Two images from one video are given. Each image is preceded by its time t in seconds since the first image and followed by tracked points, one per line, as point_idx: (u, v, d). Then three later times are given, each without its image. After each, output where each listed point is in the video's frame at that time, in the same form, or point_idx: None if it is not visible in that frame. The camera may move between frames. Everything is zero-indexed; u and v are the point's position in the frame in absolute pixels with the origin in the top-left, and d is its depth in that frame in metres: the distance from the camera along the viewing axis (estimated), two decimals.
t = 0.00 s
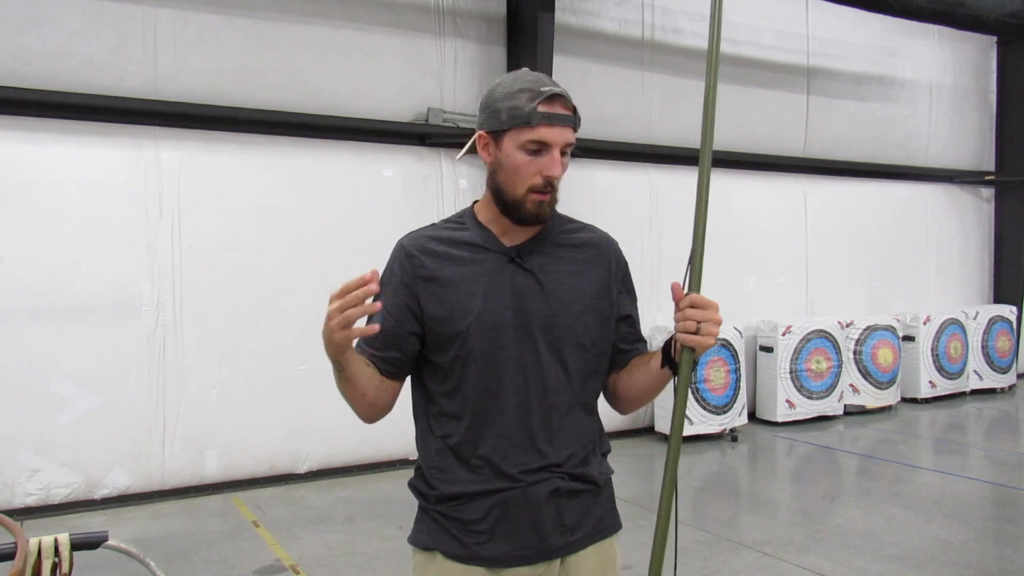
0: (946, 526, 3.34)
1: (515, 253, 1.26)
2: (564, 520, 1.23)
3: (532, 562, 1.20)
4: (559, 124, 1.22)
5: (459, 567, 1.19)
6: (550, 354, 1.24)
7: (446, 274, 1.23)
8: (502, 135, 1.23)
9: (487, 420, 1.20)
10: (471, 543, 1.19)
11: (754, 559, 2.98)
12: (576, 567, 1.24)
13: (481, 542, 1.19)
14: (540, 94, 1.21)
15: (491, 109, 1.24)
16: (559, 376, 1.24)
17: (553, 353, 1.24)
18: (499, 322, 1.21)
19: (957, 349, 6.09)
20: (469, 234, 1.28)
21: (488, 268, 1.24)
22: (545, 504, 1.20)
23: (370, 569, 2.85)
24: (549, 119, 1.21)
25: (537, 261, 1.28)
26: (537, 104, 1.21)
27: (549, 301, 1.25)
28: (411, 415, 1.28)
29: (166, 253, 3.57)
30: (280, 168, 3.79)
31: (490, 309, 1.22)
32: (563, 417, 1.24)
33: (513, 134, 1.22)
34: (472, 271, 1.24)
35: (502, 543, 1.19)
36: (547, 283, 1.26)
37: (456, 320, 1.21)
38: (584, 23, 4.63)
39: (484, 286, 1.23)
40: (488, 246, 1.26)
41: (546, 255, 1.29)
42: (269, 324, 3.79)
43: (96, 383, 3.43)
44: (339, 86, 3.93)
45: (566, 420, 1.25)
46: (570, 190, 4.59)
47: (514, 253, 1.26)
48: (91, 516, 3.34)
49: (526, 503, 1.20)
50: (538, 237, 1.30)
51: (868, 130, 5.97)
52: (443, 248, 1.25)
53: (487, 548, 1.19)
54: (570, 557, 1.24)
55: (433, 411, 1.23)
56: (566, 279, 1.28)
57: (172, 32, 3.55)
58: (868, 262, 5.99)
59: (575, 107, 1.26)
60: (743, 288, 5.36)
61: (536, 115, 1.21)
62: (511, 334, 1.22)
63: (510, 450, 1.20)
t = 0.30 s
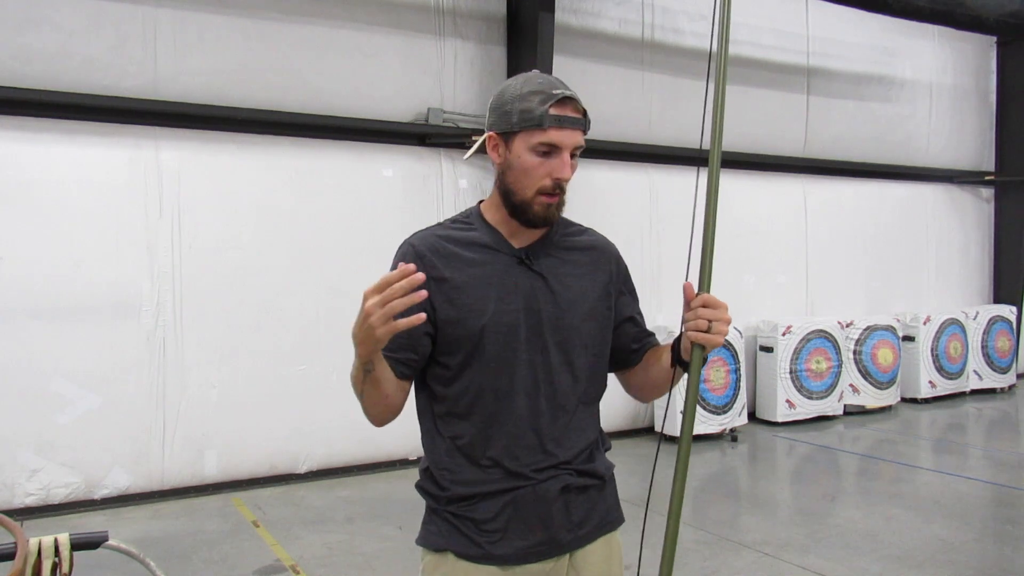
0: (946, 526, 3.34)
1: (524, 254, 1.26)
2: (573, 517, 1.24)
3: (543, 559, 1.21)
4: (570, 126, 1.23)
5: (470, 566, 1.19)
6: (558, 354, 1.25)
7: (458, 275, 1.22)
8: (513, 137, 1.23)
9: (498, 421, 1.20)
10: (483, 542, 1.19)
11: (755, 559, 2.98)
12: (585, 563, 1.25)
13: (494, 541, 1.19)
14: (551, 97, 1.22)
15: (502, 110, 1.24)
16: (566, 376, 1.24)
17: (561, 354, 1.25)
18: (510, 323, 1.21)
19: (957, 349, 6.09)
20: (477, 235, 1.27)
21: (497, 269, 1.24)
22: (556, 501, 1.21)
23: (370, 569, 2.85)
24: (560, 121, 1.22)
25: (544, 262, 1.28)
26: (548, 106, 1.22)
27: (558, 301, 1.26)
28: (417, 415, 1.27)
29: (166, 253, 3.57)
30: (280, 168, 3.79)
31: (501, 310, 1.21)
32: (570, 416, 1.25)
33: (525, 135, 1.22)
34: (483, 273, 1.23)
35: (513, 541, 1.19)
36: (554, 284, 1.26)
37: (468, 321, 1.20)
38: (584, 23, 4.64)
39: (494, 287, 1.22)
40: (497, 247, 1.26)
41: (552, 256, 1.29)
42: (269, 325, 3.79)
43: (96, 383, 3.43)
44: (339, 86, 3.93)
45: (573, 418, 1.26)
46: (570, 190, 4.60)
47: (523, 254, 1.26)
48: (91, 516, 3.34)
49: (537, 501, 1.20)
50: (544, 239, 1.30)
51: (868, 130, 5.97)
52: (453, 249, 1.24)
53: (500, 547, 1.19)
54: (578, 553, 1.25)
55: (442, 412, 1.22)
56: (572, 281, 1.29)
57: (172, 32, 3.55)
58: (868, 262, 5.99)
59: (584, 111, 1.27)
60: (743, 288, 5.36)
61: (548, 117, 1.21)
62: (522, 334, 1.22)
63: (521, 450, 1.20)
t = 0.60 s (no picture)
0: (946, 526, 3.34)
1: (525, 254, 1.26)
2: (573, 516, 1.24)
3: (543, 558, 1.21)
4: (566, 121, 1.23)
5: (472, 566, 1.19)
6: (559, 354, 1.25)
7: (460, 276, 1.22)
8: (510, 134, 1.24)
9: (500, 420, 1.20)
10: (484, 541, 1.19)
11: (754, 559, 2.98)
12: (586, 561, 1.25)
13: (495, 540, 1.19)
14: (546, 92, 1.22)
15: (499, 108, 1.25)
16: (567, 375, 1.24)
17: (563, 354, 1.25)
18: (511, 323, 1.21)
19: (957, 349, 6.10)
20: (479, 235, 1.27)
21: (499, 269, 1.24)
22: (556, 500, 1.21)
23: (370, 569, 2.85)
24: (556, 117, 1.22)
25: (545, 261, 1.28)
26: (543, 102, 1.22)
27: (559, 302, 1.26)
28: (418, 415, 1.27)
29: (165, 253, 3.57)
30: (280, 168, 3.79)
31: (503, 310, 1.21)
32: (572, 416, 1.25)
33: (521, 132, 1.23)
34: (485, 274, 1.23)
35: (515, 540, 1.19)
36: (555, 284, 1.26)
37: (470, 322, 1.20)
38: (584, 23, 4.64)
39: (496, 288, 1.22)
40: (499, 247, 1.26)
41: (553, 257, 1.29)
42: (269, 324, 3.79)
43: (96, 383, 3.43)
44: (339, 86, 3.93)
45: (575, 418, 1.26)
46: (570, 190, 4.60)
47: (525, 254, 1.26)
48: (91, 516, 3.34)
49: (539, 501, 1.20)
50: (546, 239, 1.30)
51: (868, 130, 5.97)
52: (455, 249, 1.24)
53: (501, 546, 1.19)
54: (579, 552, 1.25)
55: (443, 412, 1.22)
56: (573, 282, 1.29)
57: (172, 32, 3.55)
58: (867, 262, 5.99)
59: (580, 106, 1.27)
60: (743, 288, 5.36)
61: (542, 113, 1.22)
62: (523, 334, 1.22)
63: (522, 450, 1.20)
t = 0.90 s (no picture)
0: (947, 526, 3.34)
1: (525, 255, 1.26)
2: (573, 515, 1.24)
3: (542, 558, 1.21)
4: (556, 113, 1.24)
5: (471, 566, 1.19)
6: (559, 354, 1.24)
7: (461, 276, 1.22)
8: (503, 131, 1.25)
9: (499, 420, 1.20)
10: (483, 540, 1.19)
11: (754, 559, 2.98)
12: (586, 561, 1.25)
13: (494, 539, 1.19)
14: (535, 86, 1.24)
15: (492, 107, 1.26)
16: (566, 376, 1.24)
17: (563, 356, 1.25)
18: (510, 324, 1.21)
19: (957, 349, 6.09)
20: (480, 234, 1.27)
21: (499, 269, 1.24)
22: (555, 500, 1.21)
23: (370, 569, 2.85)
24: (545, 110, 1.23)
25: (545, 261, 1.28)
26: (532, 96, 1.23)
27: (559, 302, 1.25)
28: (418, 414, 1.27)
29: (165, 253, 3.57)
30: (280, 168, 3.79)
31: (504, 312, 1.21)
32: (572, 417, 1.25)
33: (511, 127, 1.24)
34: (484, 275, 1.23)
35: (513, 540, 1.19)
36: (555, 285, 1.26)
37: (470, 322, 1.20)
38: (584, 23, 4.63)
39: (496, 289, 1.22)
40: (499, 247, 1.26)
41: (554, 258, 1.29)
42: (269, 324, 3.79)
43: (96, 383, 3.43)
44: (339, 86, 3.93)
45: (574, 419, 1.26)
46: (570, 190, 4.59)
47: (525, 255, 1.26)
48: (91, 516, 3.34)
49: (538, 500, 1.20)
50: (546, 239, 1.30)
51: (868, 130, 5.97)
52: (455, 249, 1.24)
53: (500, 546, 1.19)
54: (579, 552, 1.25)
55: (443, 411, 1.22)
56: (574, 284, 1.29)
57: (172, 31, 3.55)
58: (868, 262, 5.99)
59: (573, 100, 1.27)
60: (743, 288, 5.36)
61: (532, 106, 1.23)
62: (521, 334, 1.22)
63: (521, 450, 1.20)
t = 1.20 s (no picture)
0: (947, 526, 3.34)
1: (524, 254, 1.26)
2: (570, 516, 1.23)
3: (538, 558, 1.21)
4: (523, 101, 1.26)
5: (467, 564, 1.19)
6: (557, 355, 1.24)
7: (459, 275, 1.22)
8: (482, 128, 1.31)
9: (496, 420, 1.20)
10: (479, 539, 1.19)
11: (754, 559, 2.98)
12: (583, 562, 1.25)
13: (490, 538, 1.19)
14: (505, 80, 1.28)
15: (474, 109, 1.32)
16: (565, 377, 1.24)
17: (563, 357, 1.24)
18: (508, 324, 1.21)
19: (957, 349, 6.09)
20: (479, 233, 1.28)
21: (497, 269, 1.24)
22: (552, 500, 1.21)
23: (370, 569, 2.85)
24: (510, 99, 1.26)
25: (545, 262, 1.27)
26: (501, 89, 1.28)
27: (557, 302, 1.25)
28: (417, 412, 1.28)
29: (165, 253, 3.57)
30: (280, 168, 3.79)
31: (502, 312, 1.21)
32: (570, 418, 1.25)
33: (485, 121, 1.29)
34: (483, 275, 1.23)
35: (509, 539, 1.19)
36: (555, 285, 1.26)
37: (468, 322, 1.20)
38: (584, 23, 4.63)
39: (495, 289, 1.22)
40: (498, 246, 1.26)
41: (554, 258, 1.29)
42: (269, 324, 3.79)
43: (96, 383, 3.43)
44: (339, 86, 3.93)
45: (573, 419, 1.25)
46: (570, 190, 4.59)
47: (523, 254, 1.26)
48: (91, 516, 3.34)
49: (534, 500, 1.20)
50: (546, 239, 1.30)
51: (868, 130, 5.97)
52: (454, 248, 1.25)
53: (496, 545, 1.19)
54: (576, 553, 1.25)
55: (442, 410, 1.23)
56: (575, 284, 1.28)
57: (172, 32, 3.55)
58: (867, 262, 5.99)
59: (550, 89, 1.29)
60: (743, 288, 5.36)
61: (498, 98, 1.27)
62: (519, 334, 1.22)
63: (518, 450, 1.20)
